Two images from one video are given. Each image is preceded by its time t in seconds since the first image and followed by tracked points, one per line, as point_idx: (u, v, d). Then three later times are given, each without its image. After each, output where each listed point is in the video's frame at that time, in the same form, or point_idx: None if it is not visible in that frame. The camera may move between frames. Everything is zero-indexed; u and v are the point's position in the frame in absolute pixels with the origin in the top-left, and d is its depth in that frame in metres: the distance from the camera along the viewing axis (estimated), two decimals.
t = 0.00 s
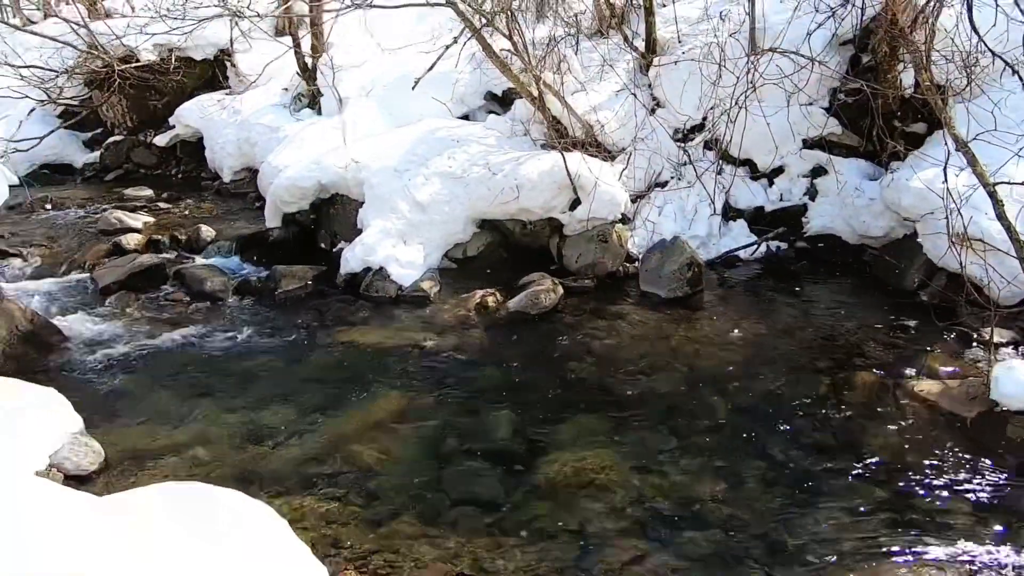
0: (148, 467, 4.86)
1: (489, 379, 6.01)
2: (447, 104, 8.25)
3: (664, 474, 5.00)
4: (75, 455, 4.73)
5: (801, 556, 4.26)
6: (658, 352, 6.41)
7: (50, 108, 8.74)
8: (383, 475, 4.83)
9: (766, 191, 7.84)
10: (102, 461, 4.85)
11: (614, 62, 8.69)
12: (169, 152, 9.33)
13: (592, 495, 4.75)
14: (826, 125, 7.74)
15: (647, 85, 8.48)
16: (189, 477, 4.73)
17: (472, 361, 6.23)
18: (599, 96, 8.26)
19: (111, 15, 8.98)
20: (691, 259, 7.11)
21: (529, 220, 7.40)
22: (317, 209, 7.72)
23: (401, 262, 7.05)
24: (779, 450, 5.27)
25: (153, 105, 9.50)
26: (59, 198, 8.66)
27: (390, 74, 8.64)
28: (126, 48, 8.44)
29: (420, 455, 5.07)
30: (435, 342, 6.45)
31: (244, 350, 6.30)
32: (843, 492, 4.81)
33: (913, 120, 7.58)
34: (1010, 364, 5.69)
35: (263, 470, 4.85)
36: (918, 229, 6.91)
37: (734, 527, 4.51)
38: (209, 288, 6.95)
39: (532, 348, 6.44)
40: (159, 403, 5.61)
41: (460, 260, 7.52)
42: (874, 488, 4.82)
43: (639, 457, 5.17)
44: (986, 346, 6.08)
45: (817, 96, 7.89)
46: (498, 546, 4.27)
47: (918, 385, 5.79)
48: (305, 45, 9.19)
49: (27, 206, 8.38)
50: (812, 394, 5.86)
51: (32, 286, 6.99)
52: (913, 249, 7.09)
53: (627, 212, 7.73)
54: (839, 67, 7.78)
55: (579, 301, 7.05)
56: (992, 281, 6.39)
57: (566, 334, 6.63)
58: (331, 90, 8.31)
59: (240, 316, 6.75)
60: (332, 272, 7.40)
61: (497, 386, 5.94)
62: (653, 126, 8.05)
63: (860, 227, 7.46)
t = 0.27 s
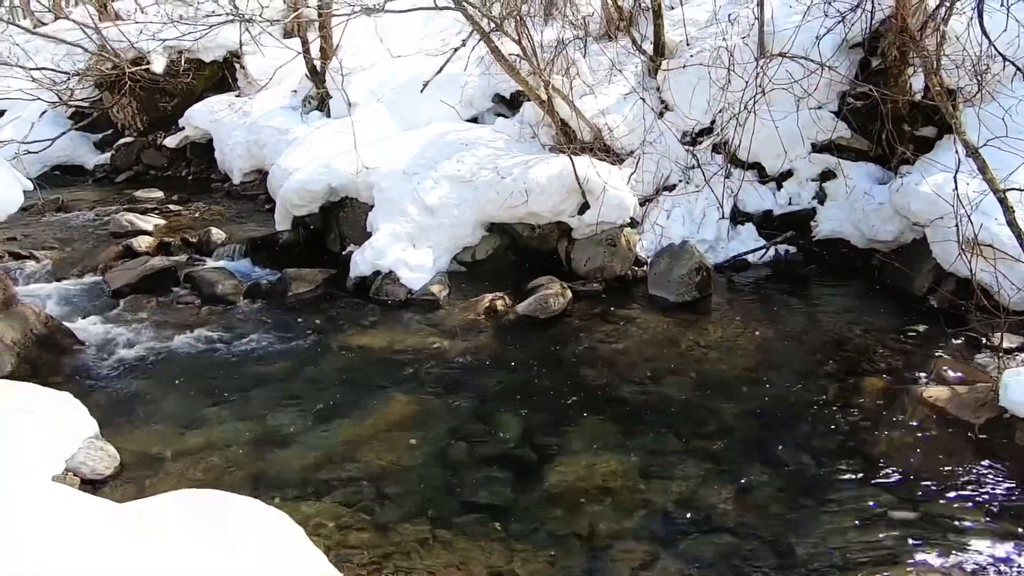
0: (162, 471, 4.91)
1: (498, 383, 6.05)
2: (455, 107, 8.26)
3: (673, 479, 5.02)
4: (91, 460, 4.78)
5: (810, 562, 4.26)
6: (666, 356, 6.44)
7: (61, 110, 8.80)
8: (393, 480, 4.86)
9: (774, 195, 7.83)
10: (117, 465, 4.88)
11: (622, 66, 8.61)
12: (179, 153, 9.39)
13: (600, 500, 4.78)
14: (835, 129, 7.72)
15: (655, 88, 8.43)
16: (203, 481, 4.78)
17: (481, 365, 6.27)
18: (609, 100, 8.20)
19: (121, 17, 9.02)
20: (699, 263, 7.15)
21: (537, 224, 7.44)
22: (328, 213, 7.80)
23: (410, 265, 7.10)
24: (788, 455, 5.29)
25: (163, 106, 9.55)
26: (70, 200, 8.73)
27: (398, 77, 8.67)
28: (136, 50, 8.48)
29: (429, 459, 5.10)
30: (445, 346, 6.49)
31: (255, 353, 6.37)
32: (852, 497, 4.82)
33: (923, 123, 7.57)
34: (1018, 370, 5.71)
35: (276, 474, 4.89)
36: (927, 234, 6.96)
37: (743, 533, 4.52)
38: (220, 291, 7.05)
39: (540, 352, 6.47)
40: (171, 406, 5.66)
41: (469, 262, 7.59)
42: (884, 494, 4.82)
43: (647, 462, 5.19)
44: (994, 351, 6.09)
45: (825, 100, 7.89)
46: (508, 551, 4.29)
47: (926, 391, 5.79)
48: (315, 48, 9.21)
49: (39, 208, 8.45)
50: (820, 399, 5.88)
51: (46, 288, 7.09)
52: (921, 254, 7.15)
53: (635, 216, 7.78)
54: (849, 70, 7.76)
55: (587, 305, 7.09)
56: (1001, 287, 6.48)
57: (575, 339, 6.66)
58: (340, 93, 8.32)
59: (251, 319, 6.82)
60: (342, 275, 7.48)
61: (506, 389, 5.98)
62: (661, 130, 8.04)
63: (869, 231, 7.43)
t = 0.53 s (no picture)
0: (182, 476, 5.06)
1: (507, 389, 6.20)
2: (464, 117, 8.39)
3: (678, 484, 5.15)
4: (111, 465, 4.96)
5: (811, 567, 4.39)
6: (671, 363, 6.57)
7: (77, 118, 8.97)
8: (405, 486, 5.00)
9: (778, 204, 7.95)
10: (137, 470, 5.03)
11: (628, 76, 8.68)
12: (192, 161, 9.56)
13: (607, 506, 4.91)
14: (837, 139, 7.91)
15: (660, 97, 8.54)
16: (221, 485, 4.93)
17: (489, 372, 6.41)
18: (615, 109, 8.30)
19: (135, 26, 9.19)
20: (704, 272, 7.28)
21: (544, 233, 7.58)
22: (338, 221, 7.94)
23: (419, 273, 7.25)
24: (791, 462, 5.40)
25: (176, 115, 9.72)
26: (87, 207, 8.92)
27: (408, 87, 8.82)
28: (151, 59, 8.65)
29: (440, 465, 5.24)
30: (454, 353, 6.64)
31: (269, 360, 6.54)
32: (853, 503, 4.94)
33: (925, 133, 7.67)
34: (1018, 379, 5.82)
35: (292, 480, 5.04)
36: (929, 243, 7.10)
37: (746, 538, 4.64)
38: (234, 299, 7.23)
39: (548, 360, 6.62)
40: (188, 412, 5.82)
41: (478, 270, 7.66)
42: (886, 500, 4.94)
43: (653, 468, 5.32)
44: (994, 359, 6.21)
45: (829, 110, 8.01)
46: (517, 556, 4.42)
47: (928, 399, 5.94)
48: (325, 57, 9.35)
49: (55, 215, 8.63)
50: (824, 406, 6.00)
51: (65, 295, 7.28)
52: (923, 263, 7.30)
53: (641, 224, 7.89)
54: (852, 82, 7.85)
55: (594, 313, 7.24)
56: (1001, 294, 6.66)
57: (582, 346, 6.80)
58: (350, 102, 8.47)
59: (265, 326, 7.01)
60: (353, 283, 7.62)
61: (515, 396, 6.13)
62: (667, 140, 8.16)
63: (871, 240, 7.61)
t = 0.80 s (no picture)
0: (201, 481, 5.24)
1: (514, 397, 6.38)
2: (472, 129, 8.57)
3: (681, 491, 5.32)
4: (133, 470, 5.09)
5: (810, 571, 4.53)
6: (674, 371, 6.74)
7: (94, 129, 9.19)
8: (416, 492, 5.18)
9: (779, 215, 8.09)
10: (157, 476, 5.21)
11: (632, 87, 8.86)
12: (207, 169, 9.78)
13: (612, 511, 5.07)
14: (838, 151, 8.02)
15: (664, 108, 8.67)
16: (239, 491, 5.12)
17: (497, 380, 6.59)
18: (618, 121, 8.50)
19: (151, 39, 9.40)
20: (706, 281, 7.45)
21: (550, 242, 7.78)
22: (350, 230, 8.19)
23: (428, 282, 7.46)
24: (791, 468, 5.56)
25: (191, 125, 9.96)
26: (104, 215, 9.15)
27: (416, 99, 9.03)
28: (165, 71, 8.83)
29: (450, 472, 5.42)
30: (463, 361, 6.83)
31: (282, 367, 6.73)
32: (852, 509, 5.09)
33: (925, 145, 7.81)
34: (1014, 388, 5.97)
35: (307, 486, 5.21)
36: (928, 253, 7.28)
37: (747, 544, 4.79)
38: (248, 306, 7.45)
39: (554, 368, 6.79)
40: (206, 418, 6.02)
41: (485, 278, 7.87)
42: (883, 506, 5.09)
43: (656, 475, 5.49)
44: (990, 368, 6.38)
45: (829, 122, 8.16)
46: (526, 560, 4.58)
47: (926, 407, 6.11)
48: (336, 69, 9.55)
49: (74, 223, 8.85)
50: (823, 414, 6.16)
51: (84, 302, 7.50)
52: (922, 273, 7.45)
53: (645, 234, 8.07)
54: (853, 95, 7.99)
55: (599, 321, 7.42)
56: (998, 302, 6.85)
57: (587, 354, 6.98)
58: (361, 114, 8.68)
59: (279, 334, 7.21)
60: (363, 291, 7.84)
61: (522, 403, 6.30)
62: (671, 151, 8.31)
63: (871, 250, 7.77)
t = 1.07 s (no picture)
0: (218, 485, 5.44)
1: (521, 404, 6.57)
2: (478, 140, 8.76)
3: (682, 496, 5.48)
4: (153, 475, 5.32)
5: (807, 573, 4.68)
6: (677, 379, 6.92)
7: (111, 139, 9.44)
8: (425, 497, 5.36)
9: (780, 224, 8.28)
10: (176, 481, 5.42)
11: (635, 99, 8.97)
12: (219, 179, 10.05)
13: (615, 516, 5.24)
14: (838, 163, 8.24)
15: (667, 121, 8.86)
16: (255, 495, 5.32)
17: (504, 387, 6.78)
18: (622, 131, 8.67)
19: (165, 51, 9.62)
20: (709, 291, 7.63)
21: (556, 251, 7.98)
22: (360, 239, 8.37)
23: (437, 290, 7.66)
24: (790, 474, 5.72)
25: (205, 136, 10.22)
26: (121, 223, 9.39)
27: (425, 111, 9.24)
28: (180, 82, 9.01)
29: (459, 478, 5.60)
30: (471, 368, 7.02)
31: (296, 373, 6.95)
32: (848, 514, 5.24)
33: (923, 157, 7.98)
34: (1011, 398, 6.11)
35: (320, 490, 5.40)
36: (926, 263, 7.45)
37: (748, 547, 4.94)
38: (262, 314, 7.67)
39: (559, 375, 6.98)
40: (222, 424, 6.22)
41: (492, 286, 8.05)
42: (879, 510, 5.24)
43: (658, 480, 5.66)
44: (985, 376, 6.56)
45: (830, 134, 8.32)
46: (532, 562, 4.75)
47: (923, 414, 6.27)
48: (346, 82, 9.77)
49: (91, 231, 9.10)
50: (821, 421, 6.32)
51: (103, 309, 7.74)
52: (920, 282, 7.60)
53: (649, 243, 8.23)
54: (852, 107, 8.16)
55: (603, 329, 7.61)
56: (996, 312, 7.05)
57: (592, 362, 7.16)
58: (371, 125, 8.88)
59: (291, 341, 7.43)
60: (374, 300, 8.05)
61: (529, 410, 6.49)
62: (674, 162, 8.48)
63: (870, 259, 7.94)
